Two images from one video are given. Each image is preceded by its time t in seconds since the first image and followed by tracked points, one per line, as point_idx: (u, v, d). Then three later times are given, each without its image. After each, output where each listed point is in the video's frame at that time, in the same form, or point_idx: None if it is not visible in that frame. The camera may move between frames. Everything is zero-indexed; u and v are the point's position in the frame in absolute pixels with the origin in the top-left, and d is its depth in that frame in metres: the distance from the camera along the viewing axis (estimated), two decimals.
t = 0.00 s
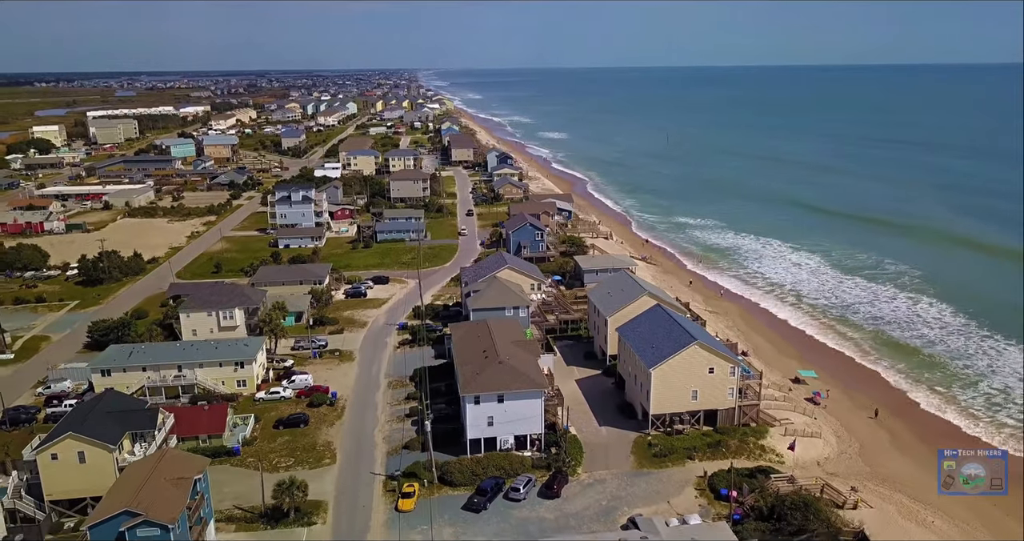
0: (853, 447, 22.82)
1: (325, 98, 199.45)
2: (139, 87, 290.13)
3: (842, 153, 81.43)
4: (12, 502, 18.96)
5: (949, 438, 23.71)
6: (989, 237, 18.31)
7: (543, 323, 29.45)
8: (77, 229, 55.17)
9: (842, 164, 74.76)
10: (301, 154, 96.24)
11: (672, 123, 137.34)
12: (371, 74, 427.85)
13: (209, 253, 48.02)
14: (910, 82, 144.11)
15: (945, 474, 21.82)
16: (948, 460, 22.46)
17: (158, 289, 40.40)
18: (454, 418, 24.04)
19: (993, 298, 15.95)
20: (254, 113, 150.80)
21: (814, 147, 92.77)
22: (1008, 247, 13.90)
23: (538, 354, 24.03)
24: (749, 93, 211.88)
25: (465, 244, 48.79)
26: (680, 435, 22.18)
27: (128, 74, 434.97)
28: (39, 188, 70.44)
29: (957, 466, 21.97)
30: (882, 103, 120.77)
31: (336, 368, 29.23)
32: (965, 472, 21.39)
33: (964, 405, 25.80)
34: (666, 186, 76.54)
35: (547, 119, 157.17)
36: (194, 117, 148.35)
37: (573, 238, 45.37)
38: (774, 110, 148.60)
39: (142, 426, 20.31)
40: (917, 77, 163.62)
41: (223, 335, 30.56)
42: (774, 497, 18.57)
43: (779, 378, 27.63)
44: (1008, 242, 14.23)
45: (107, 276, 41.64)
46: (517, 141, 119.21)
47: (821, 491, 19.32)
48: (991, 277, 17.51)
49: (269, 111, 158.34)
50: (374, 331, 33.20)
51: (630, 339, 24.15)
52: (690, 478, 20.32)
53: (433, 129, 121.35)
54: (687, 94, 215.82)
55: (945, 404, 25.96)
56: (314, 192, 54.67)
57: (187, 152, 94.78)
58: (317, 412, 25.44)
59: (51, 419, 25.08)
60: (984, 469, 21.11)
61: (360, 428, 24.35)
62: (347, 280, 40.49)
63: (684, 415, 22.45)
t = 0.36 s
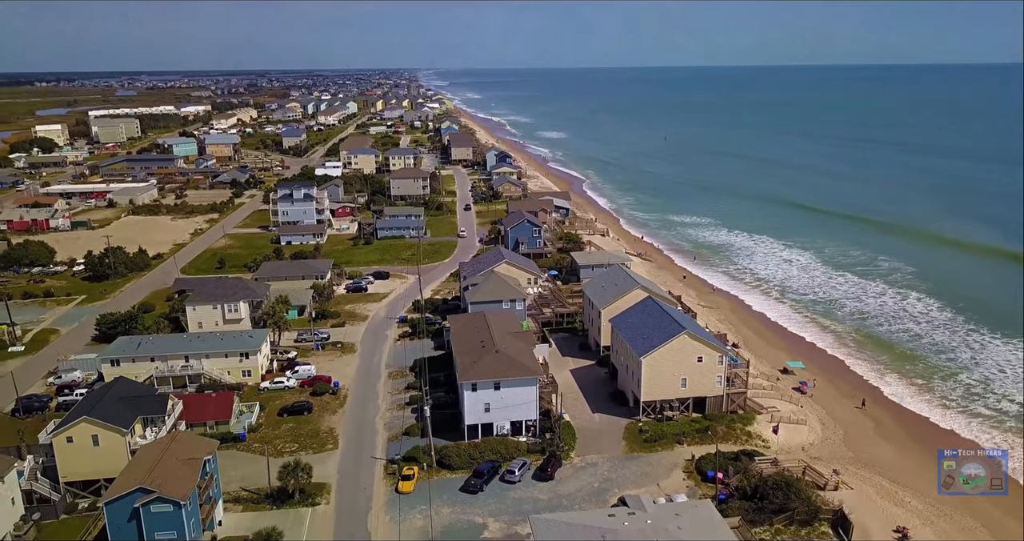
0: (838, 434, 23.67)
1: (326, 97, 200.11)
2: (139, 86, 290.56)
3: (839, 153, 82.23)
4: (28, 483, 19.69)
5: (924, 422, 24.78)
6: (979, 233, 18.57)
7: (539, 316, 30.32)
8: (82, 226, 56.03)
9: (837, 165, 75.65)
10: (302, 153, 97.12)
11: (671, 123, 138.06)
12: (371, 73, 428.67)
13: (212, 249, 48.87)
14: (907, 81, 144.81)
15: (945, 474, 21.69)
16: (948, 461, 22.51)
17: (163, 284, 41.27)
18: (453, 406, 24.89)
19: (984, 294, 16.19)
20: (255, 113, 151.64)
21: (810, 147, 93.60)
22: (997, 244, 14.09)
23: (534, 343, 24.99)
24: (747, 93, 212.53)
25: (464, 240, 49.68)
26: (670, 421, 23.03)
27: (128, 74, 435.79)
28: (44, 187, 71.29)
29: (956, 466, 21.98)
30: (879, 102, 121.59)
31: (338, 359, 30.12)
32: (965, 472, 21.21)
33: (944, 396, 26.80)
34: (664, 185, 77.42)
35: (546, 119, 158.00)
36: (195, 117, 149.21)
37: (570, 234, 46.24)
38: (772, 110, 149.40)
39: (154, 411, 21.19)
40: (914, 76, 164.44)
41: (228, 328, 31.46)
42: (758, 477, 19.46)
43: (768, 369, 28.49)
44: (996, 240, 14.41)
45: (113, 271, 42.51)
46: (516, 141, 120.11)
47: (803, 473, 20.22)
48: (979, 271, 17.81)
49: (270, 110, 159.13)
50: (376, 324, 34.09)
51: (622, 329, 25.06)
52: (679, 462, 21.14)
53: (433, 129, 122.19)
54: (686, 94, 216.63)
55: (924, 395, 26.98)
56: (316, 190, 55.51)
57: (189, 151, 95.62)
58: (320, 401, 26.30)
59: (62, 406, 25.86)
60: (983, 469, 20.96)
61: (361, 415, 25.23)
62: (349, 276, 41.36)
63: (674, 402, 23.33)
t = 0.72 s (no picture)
0: (822, 422, 24.55)
1: (326, 97, 200.90)
2: (139, 86, 291.36)
3: (834, 154, 83.13)
4: (43, 467, 20.38)
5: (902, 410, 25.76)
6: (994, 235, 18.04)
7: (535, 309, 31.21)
8: (86, 224, 56.87)
9: (831, 166, 76.62)
10: (303, 153, 97.99)
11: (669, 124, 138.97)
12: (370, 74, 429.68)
13: (215, 247, 49.71)
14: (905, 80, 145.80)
15: (946, 474, 21.77)
16: (948, 460, 22.54)
17: (168, 280, 42.11)
18: (450, 395, 25.76)
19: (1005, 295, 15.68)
20: (255, 113, 152.55)
21: (806, 148, 94.51)
22: (1004, 242, 13.82)
23: (529, 334, 25.89)
24: (745, 94, 213.41)
25: (463, 238, 50.55)
26: (660, 409, 23.87)
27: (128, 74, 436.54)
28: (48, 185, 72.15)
29: (956, 466, 22.00)
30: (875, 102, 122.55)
31: (340, 352, 30.99)
32: (965, 471, 21.40)
33: (924, 388, 27.79)
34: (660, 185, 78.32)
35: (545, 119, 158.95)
36: (196, 117, 150.00)
37: (567, 232, 47.13)
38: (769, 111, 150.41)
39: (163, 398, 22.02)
40: (911, 76, 165.36)
41: (232, 322, 32.32)
42: (742, 461, 20.37)
43: (757, 360, 29.42)
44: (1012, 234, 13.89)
45: (118, 268, 43.35)
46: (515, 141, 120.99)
47: (786, 456, 21.12)
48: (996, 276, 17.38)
49: (271, 111, 160.05)
50: (376, 318, 34.95)
51: (615, 321, 25.94)
52: (667, 447, 21.98)
53: (433, 129, 123.08)
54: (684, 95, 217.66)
55: (904, 385, 27.99)
56: (317, 188, 56.36)
57: (191, 150, 96.46)
58: (322, 391, 27.16)
59: (73, 396, 26.70)
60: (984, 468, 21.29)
61: (362, 404, 26.09)
62: (350, 272, 42.25)
63: (664, 390, 24.19)
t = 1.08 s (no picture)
0: (807, 410, 25.43)
1: (326, 98, 201.52)
2: (140, 86, 292.33)
3: (830, 155, 84.07)
4: (57, 451, 21.40)
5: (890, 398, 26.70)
6: (1002, 224, 17.71)
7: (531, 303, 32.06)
8: (90, 221, 57.69)
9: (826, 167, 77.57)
10: (304, 152, 98.81)
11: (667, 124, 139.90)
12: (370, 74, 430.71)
13: (218, 244, 50.53)
14: (903, 81, 146.57)
15: (946, 474, 21.89)
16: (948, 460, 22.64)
17: (172, 276, 42.92)
18: (448, 385, 26.61)
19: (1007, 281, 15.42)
20: (256, 113, 153.43)
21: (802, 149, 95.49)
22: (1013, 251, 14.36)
23: (525, 326, 26.72)
24: (742, 94, 214.46)
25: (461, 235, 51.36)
26: (651, 398, 24.74)
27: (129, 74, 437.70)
28: (52, 184, 72.99)
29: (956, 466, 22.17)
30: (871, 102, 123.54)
31: (341, 344, 31.84)
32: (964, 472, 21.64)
33: (907, 380, 28.70)
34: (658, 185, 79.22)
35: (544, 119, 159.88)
36: (197, 116, 150.81)
37: (563, 229, 47.98)
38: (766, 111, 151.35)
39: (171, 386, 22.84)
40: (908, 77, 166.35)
41: (236, 315, 33.14)
42: (727, 445, 21.21)
43: (746, 352, 30.31)
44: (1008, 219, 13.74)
45: (123, 264, 44.19)
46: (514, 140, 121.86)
47: (770, 442, 21.98)
48: (1001, 266, 17.12)
49: (271, 111, 160.89)
50: (376, 312, 35.81)
51: (607, 313, 26.82)
52: (657, 434, 22.80)
53: (432, 128, 123.94)
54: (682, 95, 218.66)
55: (888, 378, 28.89)
56: (319, 186, 57.16)
57: (192, 149, 97.26)
58: (324, 381, 28.00)
59: (82, 386, 27.53)
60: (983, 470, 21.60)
61: (363, 394, 26.96)
62: (350, 268, 43.07)
63: (655, 380, 25.03)
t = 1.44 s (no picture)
0: (794, 399, 26.28)
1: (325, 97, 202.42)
2: (140, 86, 293.17)
3: (826, 156, 85.01)
4: (69, 436, 22.22)
5: (870, 390, 27.57)
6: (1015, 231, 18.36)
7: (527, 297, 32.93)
8: (95, 218, 58.55)
9: (822, 167, 78.46)
10: (304, 151, 99.61)
11: (665, 124, 140.84)
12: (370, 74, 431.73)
13: (221, 241, 51.36)
14: (901, 81, 147.29)
15: (946, 474, 21.75)
16: (948, 460, 22.53)
17: (176, 271, 43.74)
18: (447, 376, 27.44)
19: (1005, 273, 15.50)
20: (257, 112, 154.20)
21: (799, 149, 96.37)
22: None
23: (521, 318, 27.64)
24: (740, 94, 215.35)
25: (460, 232, 52.23)
26: (642, 387, 25.58)
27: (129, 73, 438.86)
28: (56, 182, 73.80)
29: (956, 466, 22.03)
30: (868, 103, 124.49)
31: (342, 337, 32.68)
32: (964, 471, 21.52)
33: (892, 372, 29.59)
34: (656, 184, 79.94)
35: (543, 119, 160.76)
36: (198, 115, 151.62)
37: (561, 226, 48.83)
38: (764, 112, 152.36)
39: (179, 374, 23.67)
40: (905, 78, 167.34)
41: (240, 308, 33.95)
42: (715, 430, 22.08)
43: (737, 344, 31.17)
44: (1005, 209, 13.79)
45: (128, 259, 45.02)
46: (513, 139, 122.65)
47: (756, 428, 22.85)
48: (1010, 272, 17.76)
49: (272, 110, 161.69)
50: (377, 307, 36.64)
51: (601, 306, 27.75)
52: (648, 421, 23.61)
53: (432, 128, 124.79)
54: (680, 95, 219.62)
55: (873, 369, 29.81)
56: (320, 184, 58.00)
57: (194, 148, 98.20)
58: (326, 372, 28.84)
59: (91, 376, 28.31)
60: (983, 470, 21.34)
61: (364, 383, 27.82)
62: (351, 264, 43.91)
63: (646, 369, 25.88)
